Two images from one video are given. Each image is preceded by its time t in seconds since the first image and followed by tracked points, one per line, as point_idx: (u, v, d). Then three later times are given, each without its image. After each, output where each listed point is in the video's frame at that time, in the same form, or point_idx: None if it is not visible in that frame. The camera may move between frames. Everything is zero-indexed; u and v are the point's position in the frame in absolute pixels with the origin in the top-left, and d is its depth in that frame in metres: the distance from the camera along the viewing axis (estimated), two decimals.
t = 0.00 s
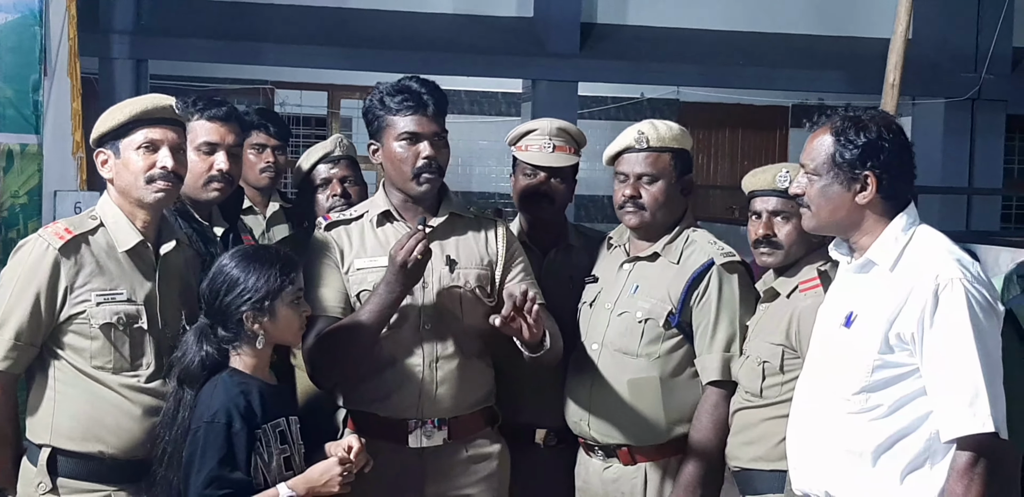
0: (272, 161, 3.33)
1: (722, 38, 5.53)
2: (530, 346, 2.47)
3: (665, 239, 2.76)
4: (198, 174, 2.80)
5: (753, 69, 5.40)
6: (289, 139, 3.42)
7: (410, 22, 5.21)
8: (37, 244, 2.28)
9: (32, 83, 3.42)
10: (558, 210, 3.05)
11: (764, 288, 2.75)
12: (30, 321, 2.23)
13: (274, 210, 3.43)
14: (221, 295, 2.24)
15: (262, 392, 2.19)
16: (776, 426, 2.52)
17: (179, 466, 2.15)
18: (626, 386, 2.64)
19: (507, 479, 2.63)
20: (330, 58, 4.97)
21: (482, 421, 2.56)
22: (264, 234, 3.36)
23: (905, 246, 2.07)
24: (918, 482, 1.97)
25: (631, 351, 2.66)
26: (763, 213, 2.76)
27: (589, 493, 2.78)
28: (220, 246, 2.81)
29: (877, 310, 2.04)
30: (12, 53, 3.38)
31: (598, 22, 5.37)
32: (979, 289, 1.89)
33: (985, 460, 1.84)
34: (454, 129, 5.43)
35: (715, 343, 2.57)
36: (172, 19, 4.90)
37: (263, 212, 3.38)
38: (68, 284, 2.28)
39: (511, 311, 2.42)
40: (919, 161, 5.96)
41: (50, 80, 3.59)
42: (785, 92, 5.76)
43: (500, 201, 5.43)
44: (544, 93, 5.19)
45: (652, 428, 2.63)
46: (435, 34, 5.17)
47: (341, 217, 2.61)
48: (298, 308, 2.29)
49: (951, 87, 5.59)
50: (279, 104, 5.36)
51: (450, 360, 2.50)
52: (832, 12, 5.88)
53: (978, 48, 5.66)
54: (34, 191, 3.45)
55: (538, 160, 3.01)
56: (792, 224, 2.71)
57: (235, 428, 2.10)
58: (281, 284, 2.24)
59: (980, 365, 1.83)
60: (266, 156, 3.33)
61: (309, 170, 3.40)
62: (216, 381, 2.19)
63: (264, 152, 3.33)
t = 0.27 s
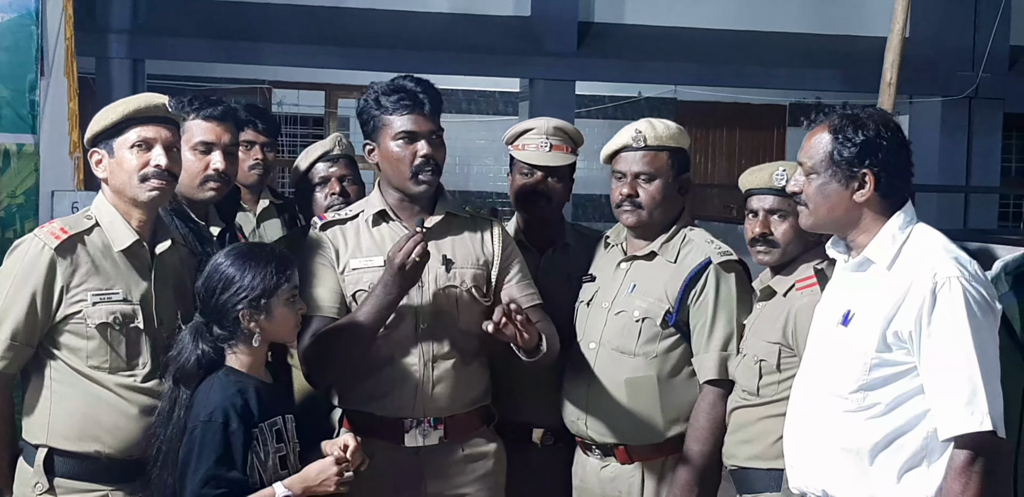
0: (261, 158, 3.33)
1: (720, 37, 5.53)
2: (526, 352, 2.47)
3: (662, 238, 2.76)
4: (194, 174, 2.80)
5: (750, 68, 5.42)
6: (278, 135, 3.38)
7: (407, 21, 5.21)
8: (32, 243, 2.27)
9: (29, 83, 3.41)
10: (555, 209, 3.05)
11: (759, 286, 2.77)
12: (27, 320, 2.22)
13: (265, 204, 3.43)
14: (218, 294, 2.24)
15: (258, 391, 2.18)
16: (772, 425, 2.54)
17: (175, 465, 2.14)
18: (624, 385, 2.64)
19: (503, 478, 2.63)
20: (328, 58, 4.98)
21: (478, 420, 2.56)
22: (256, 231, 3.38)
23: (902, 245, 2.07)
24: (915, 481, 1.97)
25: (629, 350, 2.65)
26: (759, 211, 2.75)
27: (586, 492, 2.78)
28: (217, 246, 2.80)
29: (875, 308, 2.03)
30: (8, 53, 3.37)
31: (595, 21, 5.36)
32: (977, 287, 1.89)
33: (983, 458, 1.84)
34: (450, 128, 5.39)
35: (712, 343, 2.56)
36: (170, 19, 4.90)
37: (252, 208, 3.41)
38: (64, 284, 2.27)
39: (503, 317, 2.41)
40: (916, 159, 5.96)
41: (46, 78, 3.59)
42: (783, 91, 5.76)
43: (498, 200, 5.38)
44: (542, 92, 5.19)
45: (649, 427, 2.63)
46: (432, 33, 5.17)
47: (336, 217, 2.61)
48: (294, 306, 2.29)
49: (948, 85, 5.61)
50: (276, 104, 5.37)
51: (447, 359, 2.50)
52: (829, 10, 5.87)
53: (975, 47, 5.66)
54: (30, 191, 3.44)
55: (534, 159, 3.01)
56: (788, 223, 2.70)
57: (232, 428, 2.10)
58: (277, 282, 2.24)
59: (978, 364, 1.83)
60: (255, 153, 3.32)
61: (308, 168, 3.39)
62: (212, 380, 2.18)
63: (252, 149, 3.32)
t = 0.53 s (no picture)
0: (255, 161, 3.32)
1: (719, 36, 5.53)
2: (501, 319, 2.43)
3: (661, 237, 2.76)
4: (192, 174, 2.80)
5: (749, 68, 5.44)
6: (275, 138, 3.38)
7: (405, 21, 5.20)
8: (28, 245, 2.27)
9: (27, 84, 3.41)
10: (552, 209, 3.04)
11: (758, 285, 2.74)
12: (23, 322, 2.22)
13: (258, 207, 3.42)
14: (215, 294, 2.23)
15: (258, 391, 2.18)
16: (772, 424, 2.48)
17: (173, 466, 2.14)
18: (623, 385, 2.64)
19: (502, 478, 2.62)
20: (326, 59, 4.99)
21: (477, 420, 2.56)
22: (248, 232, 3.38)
23: (901, 244, 2.07)
24: (914, 480, 1.97)
25: (627, 350, 2.66)
26: (757, 211, 2.73)
27: (584, 492, 2.77)
28: (214, 246, 2.81)
29: (874, 307, 2.03)
30: (6, 54, 3.38)
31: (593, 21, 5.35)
32: (976, 286, 1.89)
33: (983, 457, 1.84)
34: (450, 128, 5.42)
35: (711, 341, 2.57)
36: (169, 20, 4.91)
37: (245, 211, 3.39)
38: (60, 285, 2.27)
39: (472, 276, 2.37)
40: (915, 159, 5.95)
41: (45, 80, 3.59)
42: (782, 90, 5.76)
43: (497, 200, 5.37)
44: (541, 91, 5.21)
45: (648, 426, 2.62)
46: (431, 33, 5.17)
47: (335, 217, 2.61)
48: (292, 305, 2.29)
49: (949, 83, 5.65)
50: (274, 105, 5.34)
51: (446, 359, 2.49)
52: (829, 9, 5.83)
53: (974, 46, 5.66)
54: (29, 191, 3.43)
55: (532, 159, 3.01)
56: (786, 222, 2.68)
57: (233, 429, 2.10)
58: (275, 281, 2.24)
59: (977, 363, 1.83)
60: (249, 156, 3.31)
61: (309, 168, 3.37)
62: (211, 381, 2.17)
63: (247, 152, 3.31)
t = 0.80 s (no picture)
0: (247, 156, 3.30)
1: (718, 32, 5.51)
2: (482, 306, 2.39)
3: (659, 234, 2.75)
4: (187, 170, 2.78)
5: (747, 64, 5.43)
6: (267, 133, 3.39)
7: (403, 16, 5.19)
8: (22, 242, 2.26)
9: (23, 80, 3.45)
10: (550, 206, 3.03)
11: (755, 282, 2.73)
12: (17, 318, 2.21)
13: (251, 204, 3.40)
14: (213, 291, 2.21)
15: (255, 388, 2.17)
16: (769, 421, 2.48)
17: (168, 463, 2.12)
18: (620, 381, 2.63)
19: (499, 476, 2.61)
20: (324, 54, 4.98)
21: (474, 417, 2.55)
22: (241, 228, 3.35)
23: (899, 239, 2.05)
24: (912, 476, 1.96)
25: (625, 347, 2.64)
26: (755, 207, 2.70)
27: (582, 489, 2.76)
28: (209, 243, 2.80)
29: (871, 303, 2.02)
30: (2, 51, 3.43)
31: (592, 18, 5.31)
32: (974, 281, 1.88)
33: (981, 454, 1.83)
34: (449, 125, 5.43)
35: (709, 337, 2.56)
36: (166, 16, 4.90)
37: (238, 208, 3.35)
38: (55, 282, 2.26)
39: (442, 263, 2.32)
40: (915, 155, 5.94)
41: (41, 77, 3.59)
42: (780, 86, 5.75)
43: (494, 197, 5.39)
44: (539, 87, 5.20)
45: (645, 423, 2.61)
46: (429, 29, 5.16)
47: (332, 213, 2.59)
48: (290, 301, 2.28)
49: (950, 79, 5.63)
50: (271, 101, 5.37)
51: (443, 356, 2.48)
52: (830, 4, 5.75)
53: (973, 42, 5.65)
54: (24, 188, 3.45)
55: (529, 155, 3.00)
56: (785, 218, 2.65)
57: (229, 427, 2.08)
58: (272, 278, 2.23)
59: (975, 359, 1.82)
60: (242, 152, 3.30)
61: (308, 165, 3.35)
62: (208, 379, 2.16)
63: (240, 147, 3.30)
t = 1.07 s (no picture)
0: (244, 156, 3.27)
1: (720, 34, 5.52)
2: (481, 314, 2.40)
3: (661, 236, 2.76)
4: (190, 171, 2.79)
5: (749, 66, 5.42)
6: (262, 132, 3.41)
7: (405, 19, 5.19)
8: (27, 243, 2.26)
9: (26, 82, 3.40)
10: (552, 207, 3.03)
11: (757, 285, 2.74)
12: (22, 319, 2.21)
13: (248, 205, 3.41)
14: (217, 293, 2.22)
15: (259, 390, 2.18)
16: (773, 423, 2.47)
17: (171, 464, 2.13)
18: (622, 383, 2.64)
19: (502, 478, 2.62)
20: (326, 56, 4.98)
21: (477, 419, 2.55)
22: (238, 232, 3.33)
23: (901, 242, 2.06)
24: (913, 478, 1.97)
25: (627, 348, 2.65)
26: (756, 209, 2.70)
27: (583, 491, 2.77)
28: (212, 244, 2.81)
29: (873, 304, 2.02)
30: (5, 53, 3.36)
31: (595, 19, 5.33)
32: (976, 284, 1.88)
33: (982, 456, 1.83)
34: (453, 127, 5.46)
35: (711, 339, 2.57)
36: (168, 18, 4.90)
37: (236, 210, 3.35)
38: (60, 284, 2.26)
39: (437, 274, 2.33)
40: (916, 158, 5.96)
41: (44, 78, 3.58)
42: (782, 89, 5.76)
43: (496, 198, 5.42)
44: (541, 89, 5.20)
45: (648, 425, 2.61)
46: (431, 31, 5.16)
47: (336, 215, 2.60)
48: (294, 302, 2.29)
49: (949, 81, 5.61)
50: (274, 104, 5.38)
51: (447, 357, 2.49)
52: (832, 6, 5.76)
53: (976, 45, 5.65)
54: (27, 190, 3.43)
55: (532, 157, 3.01)
56: (786, 221, 2.66)
57: (234, 428, 2.09)
58: (276, 281, 2.23)
59: (976, 361, 1.82)
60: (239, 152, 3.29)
61: (310, 169, 3.35)
62: (212, 380, 2.16)
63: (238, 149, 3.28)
